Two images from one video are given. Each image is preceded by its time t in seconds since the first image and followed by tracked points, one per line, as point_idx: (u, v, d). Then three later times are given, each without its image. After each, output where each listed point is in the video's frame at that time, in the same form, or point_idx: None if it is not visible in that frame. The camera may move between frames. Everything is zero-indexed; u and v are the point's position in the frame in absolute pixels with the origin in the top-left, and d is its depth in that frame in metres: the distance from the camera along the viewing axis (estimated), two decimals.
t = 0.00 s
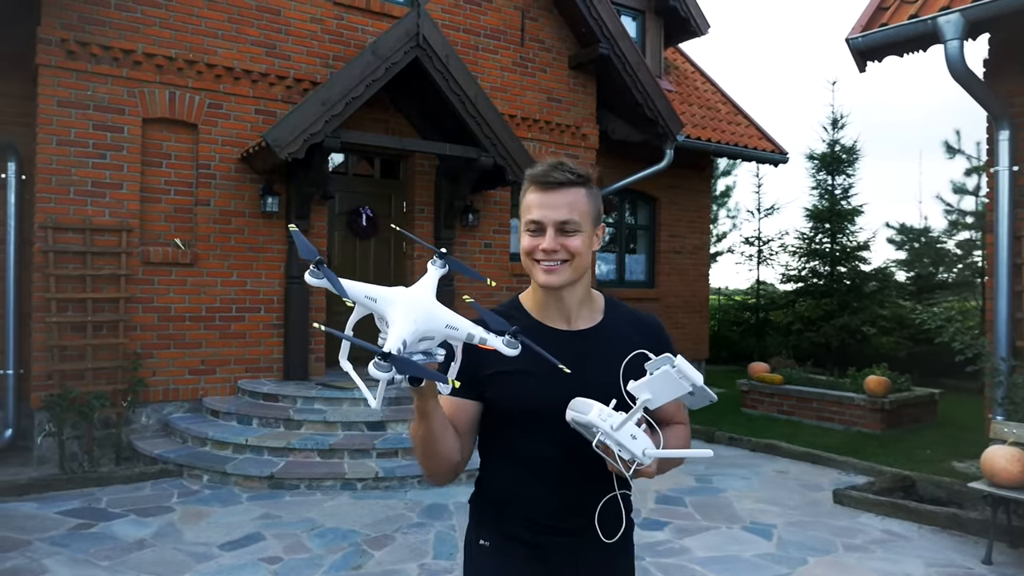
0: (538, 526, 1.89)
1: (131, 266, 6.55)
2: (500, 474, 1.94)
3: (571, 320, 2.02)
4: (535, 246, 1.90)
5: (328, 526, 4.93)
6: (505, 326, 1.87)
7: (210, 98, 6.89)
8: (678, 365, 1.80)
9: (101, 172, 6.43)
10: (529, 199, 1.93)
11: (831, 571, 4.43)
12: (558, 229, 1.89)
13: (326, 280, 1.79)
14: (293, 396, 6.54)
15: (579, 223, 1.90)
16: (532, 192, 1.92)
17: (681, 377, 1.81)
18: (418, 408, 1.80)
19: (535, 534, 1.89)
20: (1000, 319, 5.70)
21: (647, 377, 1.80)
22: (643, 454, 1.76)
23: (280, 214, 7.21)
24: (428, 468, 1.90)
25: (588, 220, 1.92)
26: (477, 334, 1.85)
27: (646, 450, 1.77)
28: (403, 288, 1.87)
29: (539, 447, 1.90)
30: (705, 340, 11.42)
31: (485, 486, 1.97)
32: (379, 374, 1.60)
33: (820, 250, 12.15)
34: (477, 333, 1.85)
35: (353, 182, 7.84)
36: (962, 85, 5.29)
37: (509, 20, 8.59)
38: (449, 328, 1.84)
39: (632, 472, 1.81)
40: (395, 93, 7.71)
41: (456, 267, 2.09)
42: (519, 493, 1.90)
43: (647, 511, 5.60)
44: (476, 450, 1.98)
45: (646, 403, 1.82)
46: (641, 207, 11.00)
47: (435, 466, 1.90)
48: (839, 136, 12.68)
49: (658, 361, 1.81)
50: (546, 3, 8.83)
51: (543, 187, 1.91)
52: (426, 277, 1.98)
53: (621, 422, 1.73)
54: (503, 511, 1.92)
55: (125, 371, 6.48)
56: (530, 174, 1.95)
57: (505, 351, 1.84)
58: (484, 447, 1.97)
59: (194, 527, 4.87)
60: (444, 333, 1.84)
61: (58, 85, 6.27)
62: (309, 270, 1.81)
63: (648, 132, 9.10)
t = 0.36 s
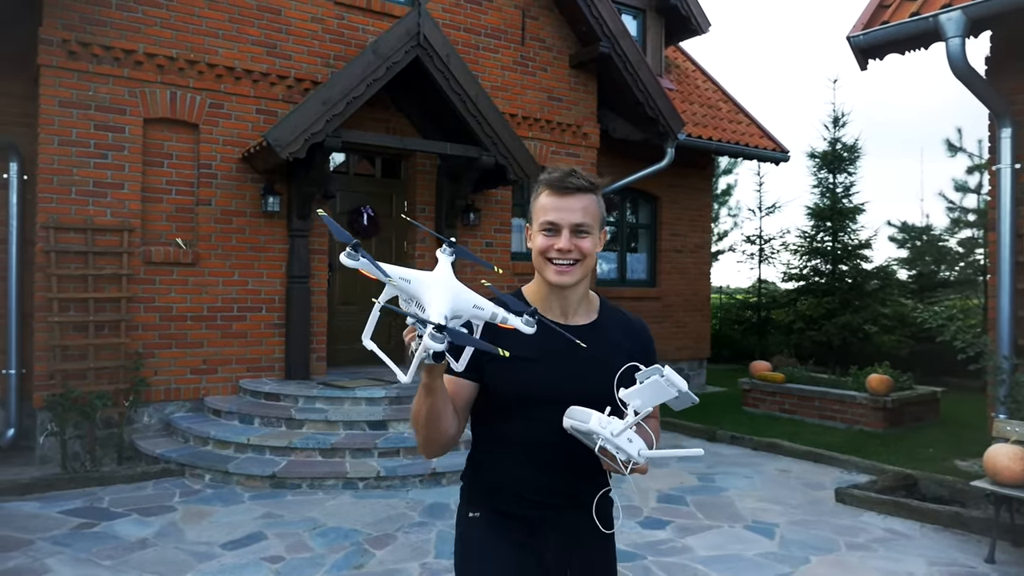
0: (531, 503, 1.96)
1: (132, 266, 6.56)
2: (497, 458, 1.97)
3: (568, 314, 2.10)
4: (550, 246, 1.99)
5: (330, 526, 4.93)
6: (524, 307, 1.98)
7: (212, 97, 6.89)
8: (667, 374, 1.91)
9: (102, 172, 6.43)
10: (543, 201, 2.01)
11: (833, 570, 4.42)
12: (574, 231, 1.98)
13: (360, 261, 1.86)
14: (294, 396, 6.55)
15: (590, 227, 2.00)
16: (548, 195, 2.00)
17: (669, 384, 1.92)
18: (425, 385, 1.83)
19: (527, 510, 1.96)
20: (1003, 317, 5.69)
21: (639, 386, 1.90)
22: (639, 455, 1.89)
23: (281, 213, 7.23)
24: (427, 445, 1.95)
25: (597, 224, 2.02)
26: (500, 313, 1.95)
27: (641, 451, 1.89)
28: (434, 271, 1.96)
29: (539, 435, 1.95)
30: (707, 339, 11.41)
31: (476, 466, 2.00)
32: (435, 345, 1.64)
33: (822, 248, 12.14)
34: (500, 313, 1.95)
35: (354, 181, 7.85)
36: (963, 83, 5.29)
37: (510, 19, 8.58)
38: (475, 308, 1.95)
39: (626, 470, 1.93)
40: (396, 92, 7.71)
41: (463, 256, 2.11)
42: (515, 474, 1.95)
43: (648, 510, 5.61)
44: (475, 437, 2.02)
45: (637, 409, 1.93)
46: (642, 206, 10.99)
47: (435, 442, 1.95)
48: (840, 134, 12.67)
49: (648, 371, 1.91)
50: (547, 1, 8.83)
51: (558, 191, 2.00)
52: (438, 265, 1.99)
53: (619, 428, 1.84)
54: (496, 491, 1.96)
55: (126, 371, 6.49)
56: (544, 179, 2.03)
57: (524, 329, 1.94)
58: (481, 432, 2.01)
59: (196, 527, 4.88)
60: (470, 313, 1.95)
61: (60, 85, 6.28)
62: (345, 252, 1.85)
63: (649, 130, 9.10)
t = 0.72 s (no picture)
0: (521, 510, 1.93)
1: (137, 266, 6.57)
2: (490, 462, 1.97)
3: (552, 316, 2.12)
4: (536, 248, 1.98)
5: (333, 526, 4.94)
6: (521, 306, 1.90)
7: (216, 98, 6.92)
8: (662, 371, 1.88)
9: (107, 172, 6.45)
10: (528, 202, 2.00)
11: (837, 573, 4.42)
12: (560, 233, 1.98)
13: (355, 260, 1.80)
14: (297, 396, 6.56)
15: (577, 229, 2.00)
16: (534, 197, 1.99)
17: (664, 380, 1.89)
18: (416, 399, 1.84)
19: (517, 518, 1.93)
20: (1008, 319, 5.68)
21: (633, 384, 1.90)
22: (640, 455, 1.85)
23: (285, 214, 7.24)
24: (419, 456, 1.94)
25: (583, 226, 2.03)
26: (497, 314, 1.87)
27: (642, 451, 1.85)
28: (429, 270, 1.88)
29: (536, 437, 1.94)
30: (711, 340, 11.40)
31: (470, 468, 2.00)
32: (438, 338, 1.67)
33: (826, 250, 12.15)
34: (497, 313, 1.87)
35: (358, 182, 7.87)
36: (968, 85, 5.29)
37: (514, 20, 8.59)
38: (472, 308, 1.87)
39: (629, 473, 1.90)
40: (400, 92, 7.72)
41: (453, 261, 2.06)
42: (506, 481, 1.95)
43: (650, 511, 5.60)
44: (470, 439, 2.01)
45: (634, 409, 1.91)
46: (645, 207, 10.99)
47: (427, 455, 1.94)
48: (845, 135, 12.67)
49: (642, 369, 1.91)
50: (551, 3, 8.84)
51: (544, 193, 1.99)
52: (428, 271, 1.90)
53: (620, 429, 1.82)
54: (488, 494, 1.96)
55: (130, 371, 6.50)
56: (529, 180, 2.02)
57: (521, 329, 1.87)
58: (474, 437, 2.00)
59: (200, 527, 4.89)
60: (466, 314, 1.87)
61: (65, 86, 6.30)
62: (338, 252, 1.80)
63: (653, 131, 9.11)
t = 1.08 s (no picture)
0: (483, 540, 1.76)
1: (145, 267, 6.61)
2: (453, 489, 1.80)
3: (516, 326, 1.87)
4: (491, 247, 1.80)
5: (340, 526, 4.95)
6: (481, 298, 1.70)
7: (224, 100, 6.95)
8: (636, 388, 1.62)
9: (116, 174, 6.49)
10: (483, 197, 1.82)
11: None
12: (517, 230, 1.79)
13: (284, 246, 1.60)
14: (305, 397, 6.59)
15: (536, 226, 1.81)
16: (487, 191, 1.81)
17: (639, 399, 1.63)
18: (366, 418, 1.63)
19: (479, 549, 1.76)
20: (1019, 320, 5.65)
21: (603, 401, 1.65)
22: (606, 482, 1.64)
23: (292, 215, 7.23)
24: (374, 489, 1.72)
25: (543, 223, 1.84)
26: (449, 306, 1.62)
27: (609, 477, 1.65)
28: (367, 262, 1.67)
29: (503, 460, 1.77)
30: (718, 341, 11.38)
31: (432, 493, 1.84)
32: (379, 312, 1.54)
33: (834, 251, 12.12)
34: (450, 305, 1.62)
35: (365, 183, 7.85)
36: (978, 85, 5.24)
37: (521, 21, 8.60)
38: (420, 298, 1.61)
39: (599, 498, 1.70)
40: (407, 94, 7.73)
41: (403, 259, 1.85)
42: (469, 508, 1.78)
43: (657, 513, 5.59)
44: (435, 461, 1.85)
45: (604, 427, 1.67)
46: (652, 208, 10.98)
47: (382, 485, 1.72)
48: (853, 136, 12.64)
49: (614, 384, 1.65)
50: (558, 3, 8.84)
51: (499, 185, 1.81)
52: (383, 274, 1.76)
53: (580, 450, 1.63)
54: (449, 522, 1.79)
55: (139, 371, 6.54)
56: (483, 169, 1.84)
57: (480, 322, 1.61)
58: (437, 457, 1.84)
59: (208, 526, 4.91)
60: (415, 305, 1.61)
61: (74, 88, 6.33)
62: (266, 238, 1.60)
63: (660, 132, 9.10)
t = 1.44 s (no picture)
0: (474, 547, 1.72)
1: (161, 269, 6.66)
2: (444, 495, 1.76)
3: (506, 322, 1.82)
4: (480, 231, 1.75)
5: (354, 528, 4.96)
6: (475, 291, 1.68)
7: (239, 103, 7.00)
8: (650, 412, 1.59)
9: (132, 177, 6.54)
10: (470, 174, 1.78)
11: None
12: (507, 212, 1.76)
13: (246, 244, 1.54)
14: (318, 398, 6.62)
15: (526, 206, 1.77)
16: (475, 167, 1.78)
17: (652, 423, 1.60)
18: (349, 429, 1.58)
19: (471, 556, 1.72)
20: None
21: (613, 420, 1.61)
22: (608, 511, 1.54)
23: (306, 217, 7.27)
24: (362, 498, 1.68)
25: (534, 204, 1.80)
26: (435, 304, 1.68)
27: (612, 507, 1.55)
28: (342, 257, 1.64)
29: (491, 470, 1.71)
30: (732, 344, 11.32)
31: (425, 500, 1.79)
32: (360, 325, 1.43)
33: (849, 253, 12.04)
34: (439, 303, 1.68)
35: (378, 185, 7.90)
36: (996, 85, 5.19)
37: (534, 23, 8.60)
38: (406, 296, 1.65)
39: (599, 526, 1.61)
40: (420, 96, 7.73)
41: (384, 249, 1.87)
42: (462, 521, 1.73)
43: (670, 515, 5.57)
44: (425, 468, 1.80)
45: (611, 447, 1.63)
46: (665, 210, 10.93)
47: (370, 494, 1.68)
48: (868, 136, 12.55)
49: (627, 405, 1.62)
50: (571, 5, 8.84)
51: (487, 164, 1.78)
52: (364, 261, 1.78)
53: (582, 478, 1.53)
54: (440, 527, 1.76)
55: (154, 372, 6.60)
56: (468, 149, 1.80)
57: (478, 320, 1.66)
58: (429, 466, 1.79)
59: (223, 527, 4.94)
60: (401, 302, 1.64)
61: (92, 91, 6.40)
62: (226, 236, 1.52)
63: (673, 133, 9.07)
